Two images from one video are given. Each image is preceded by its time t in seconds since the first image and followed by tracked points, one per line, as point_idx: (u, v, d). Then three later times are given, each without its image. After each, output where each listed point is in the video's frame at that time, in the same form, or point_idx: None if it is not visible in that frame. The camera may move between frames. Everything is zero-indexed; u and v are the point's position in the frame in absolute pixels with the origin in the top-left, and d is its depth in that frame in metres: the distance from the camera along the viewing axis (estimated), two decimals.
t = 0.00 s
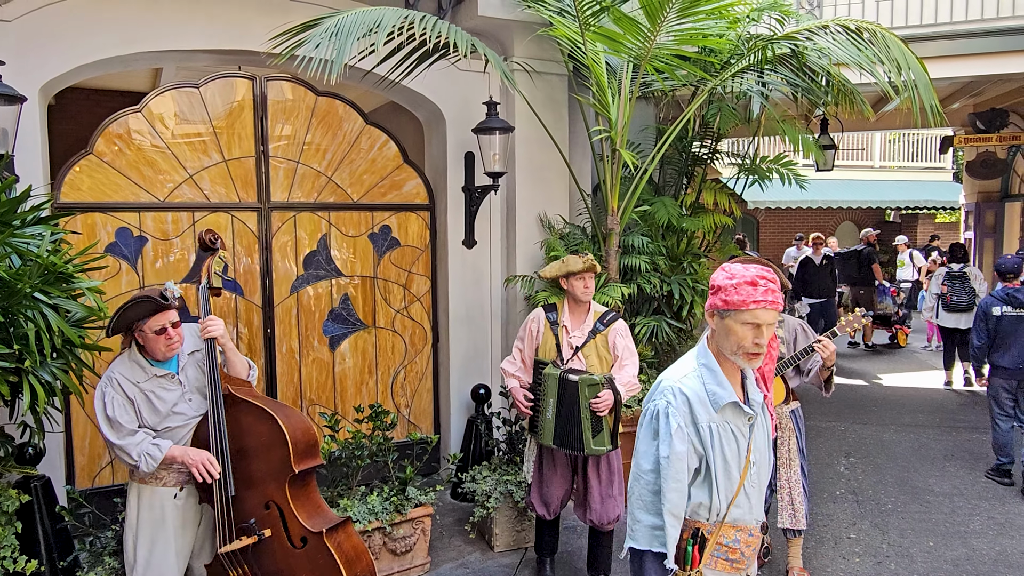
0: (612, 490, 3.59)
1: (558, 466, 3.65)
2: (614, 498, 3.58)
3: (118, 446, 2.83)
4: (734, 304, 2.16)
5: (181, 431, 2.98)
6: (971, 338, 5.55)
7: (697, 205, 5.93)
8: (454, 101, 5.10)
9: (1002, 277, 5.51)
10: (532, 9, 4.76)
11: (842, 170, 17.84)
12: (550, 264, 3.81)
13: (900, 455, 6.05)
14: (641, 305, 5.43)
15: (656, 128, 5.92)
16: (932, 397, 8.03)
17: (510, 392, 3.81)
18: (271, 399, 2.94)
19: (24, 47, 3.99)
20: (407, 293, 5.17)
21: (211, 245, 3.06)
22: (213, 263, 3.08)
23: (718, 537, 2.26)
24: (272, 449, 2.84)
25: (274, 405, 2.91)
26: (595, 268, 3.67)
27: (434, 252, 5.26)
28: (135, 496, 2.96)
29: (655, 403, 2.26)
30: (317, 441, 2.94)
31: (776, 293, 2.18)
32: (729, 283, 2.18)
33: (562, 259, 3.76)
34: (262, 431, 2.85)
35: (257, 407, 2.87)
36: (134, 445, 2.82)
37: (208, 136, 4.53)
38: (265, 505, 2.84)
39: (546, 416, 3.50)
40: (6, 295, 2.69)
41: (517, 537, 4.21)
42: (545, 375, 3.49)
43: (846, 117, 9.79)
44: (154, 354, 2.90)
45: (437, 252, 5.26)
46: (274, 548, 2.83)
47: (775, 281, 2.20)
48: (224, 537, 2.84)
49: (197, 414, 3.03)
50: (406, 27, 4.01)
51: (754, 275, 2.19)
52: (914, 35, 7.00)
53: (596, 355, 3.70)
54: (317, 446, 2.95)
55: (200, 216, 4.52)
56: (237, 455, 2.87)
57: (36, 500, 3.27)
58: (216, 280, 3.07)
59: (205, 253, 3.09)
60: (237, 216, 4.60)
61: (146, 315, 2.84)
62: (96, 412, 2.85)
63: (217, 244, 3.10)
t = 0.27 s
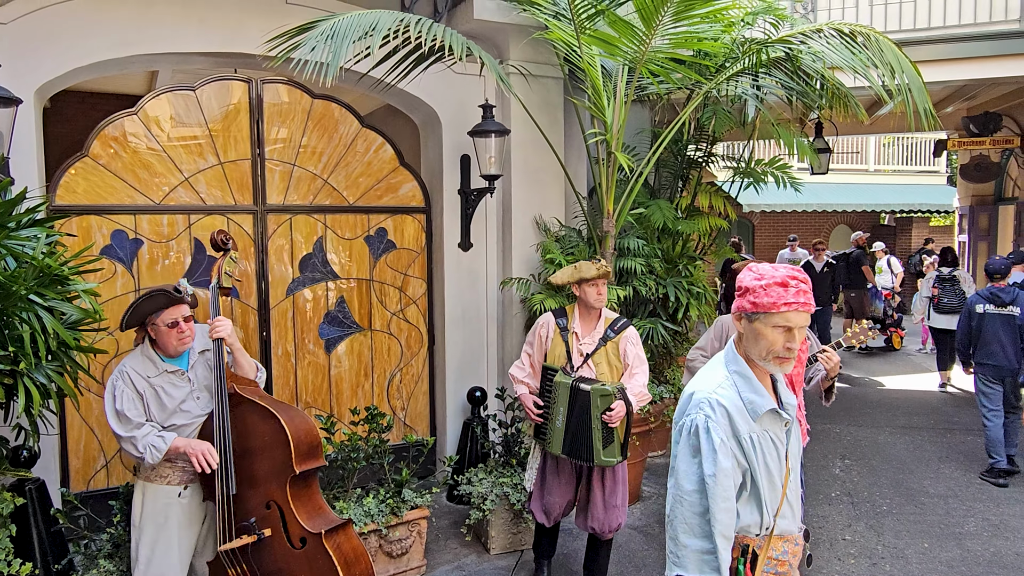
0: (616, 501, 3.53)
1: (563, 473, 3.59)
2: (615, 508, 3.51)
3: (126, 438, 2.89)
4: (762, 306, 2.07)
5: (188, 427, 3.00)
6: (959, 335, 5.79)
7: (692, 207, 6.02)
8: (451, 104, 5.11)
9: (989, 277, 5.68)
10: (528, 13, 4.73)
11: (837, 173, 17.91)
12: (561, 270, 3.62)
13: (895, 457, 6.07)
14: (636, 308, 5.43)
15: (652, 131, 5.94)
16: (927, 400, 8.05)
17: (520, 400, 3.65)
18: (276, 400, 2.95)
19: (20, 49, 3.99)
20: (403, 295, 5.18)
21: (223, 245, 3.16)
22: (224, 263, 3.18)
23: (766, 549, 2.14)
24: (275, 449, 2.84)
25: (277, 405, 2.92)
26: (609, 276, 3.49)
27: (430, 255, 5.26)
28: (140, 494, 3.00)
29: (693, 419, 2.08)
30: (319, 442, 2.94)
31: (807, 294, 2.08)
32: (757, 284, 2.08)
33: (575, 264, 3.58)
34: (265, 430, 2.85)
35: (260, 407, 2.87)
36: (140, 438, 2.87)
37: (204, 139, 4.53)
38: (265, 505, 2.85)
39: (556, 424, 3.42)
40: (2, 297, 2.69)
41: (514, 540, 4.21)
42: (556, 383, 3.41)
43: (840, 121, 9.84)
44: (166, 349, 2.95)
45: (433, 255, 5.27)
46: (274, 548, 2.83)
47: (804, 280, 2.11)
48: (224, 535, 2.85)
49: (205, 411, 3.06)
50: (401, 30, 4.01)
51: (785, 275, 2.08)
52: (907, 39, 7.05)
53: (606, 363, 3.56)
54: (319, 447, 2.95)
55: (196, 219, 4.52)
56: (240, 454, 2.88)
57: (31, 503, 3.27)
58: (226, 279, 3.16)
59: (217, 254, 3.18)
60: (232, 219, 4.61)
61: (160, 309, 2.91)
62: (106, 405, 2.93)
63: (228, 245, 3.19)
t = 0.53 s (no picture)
0: (615, 503, 3.54)
1: (562, 475, 3.55)
2: (614, 511, 3.53)
3: (129, 436, 2.87)
4: (796, 305, 2.02)
5: (189, 429, 3.02)
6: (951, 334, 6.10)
7: (688, 210, 6.05)
8: (447, 107, 5.12)
9: (980, 279, 5.94)
10: (523, 16, 4.75)
11: (832, 176, 17.97)
12: (566, 270, 3.64)
13: (891, 459, 6.09)
14: (632, 310, 5.44)
15: (647, 134, 5.96)
16: (922, 402, 8.08)
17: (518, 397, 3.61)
18: (278, 401, 2.95)
19: (16, 52, 3.99)
20: (399, 298, 5.18)
21: (226, 248, 3.15)
22: (227, 265, 3.18)
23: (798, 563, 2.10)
24: (276, 449, 2.84)
25: (278, 405, 2.92)
26: (613, 274, 3.53)
27: (426, 258, 5.27)
28: (139, 496, 2.99)
29: (730, 434, 1.99)
30: (319, 443, 2.94)
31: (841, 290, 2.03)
32: (788, 284, 2.05)
33: (579, 264, 3.59)
34: (266, 431, 2.85)
35: (261, 407, 2.87)
36: (142, 437, 2.85)
37: (199, 142, 4.53)
38: (265, 505, 2.85)
39: (558, 424, 3.40)
40: None
41: (510, 542, 4.21)
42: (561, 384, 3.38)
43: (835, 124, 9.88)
44: (171, 351, 2.97)
45: (429, 258, 5.27)
46: (273, 548, 2.83)
47: (837, 278, 2.06)
48: (222, 534, 2.84)
49: (205, 412, 3.07)
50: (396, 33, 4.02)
51: (816, 274, 2.06)
52: (901, 43, 7.09)
53: (610, 364, 3.56)
54: (319, 448, 2.95)
55: (192, 221, 4.52)
56: (241, 454, 2.88)
57: (26, 506, 3.25)
58: (228, 282, 3.17)
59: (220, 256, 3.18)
60: (228, 221, 4.61)
61: (165, 310, 2.91)
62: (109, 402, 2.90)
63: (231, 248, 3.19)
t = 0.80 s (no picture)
0: (613, 509, 3.54)
1: (560, 483, 3.50)
2: (611, 517, 3.53)
3: (122, 439, 2.88)
4: (823, 313, 1.94)
5: (184, 430, 3.01)
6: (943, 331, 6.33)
7: (684, 212, 6.06)
8: (443, 109, 5.13)
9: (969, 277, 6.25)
10: (519, 19, 4.78)
11: (828, 179, 18.03)
12: (563, 274, 3.62)
13: (887, 461, 6.10)
14: (628, 312, 5.44)
15: (643, 137, 5.97)
16: (917, 404, 8.10)
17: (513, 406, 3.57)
18: (273, 405, 2.94)
19: (11, 54, 3.99)
20: (396, 300, 5.18)
21: (221, 250, 3.16)
22: (221, 268, 3.18)
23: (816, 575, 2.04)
24: (270, 452, 2.84)
25: (273, 409, 2.91)
26: (611, 284, 3.52)
27: (422, 261, 5.27)
28: (133, 498, 2.99)
29: (752, 446, 1.91)
30: (315, 446, 2.93)
31: (869, 298, 1.95)
32: (815, 290, 1.97)
33: (576, 270, 3.57)
34: (261, 434, 2.85)
35: (257, 410, 2.87)
36: (135, 440, 2.85)
37: (196, 145, 4.53)
38: (260, 508, 2.84)
39: (559, 430, 3.39)
40: None
41: (506, 545, 4.21)
42: (563, 390, 3.37)
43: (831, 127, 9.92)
44: (165, 352, 2.96)
45: (425, 260, 5.27)
46: (268, 551, 2.82)
47: (864, 285, 1.99)
48: (216, 538, 2.84)
49: (201, 414, 3.06)
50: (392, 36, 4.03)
51: (843, 280, 1.97)
52: (896, 46, 7.12)
53: (605, 369, 3.57)
54: (315, 451, 2.94)
55: (188, 224, 4.51)
56: (236, 458, 2.87)
57: (20, 509, 3.23)
58: (223, 284, 3.17)
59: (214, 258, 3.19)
60: (224, 223, 4.60)
61: (162, 311, 2.91)
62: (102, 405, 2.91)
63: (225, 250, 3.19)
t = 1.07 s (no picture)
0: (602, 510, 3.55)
1: (550, 490, 3.46)
2: (602, 518, 3.53)
3: (110, 444, 2.85)
4: (843, 317, 1.94)
5: (173, 436, 2.99)
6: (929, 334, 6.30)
7: (680, 214, 6.06)
8: (440, 111, 5.13)
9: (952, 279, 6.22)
10: (516, 21, 4.83)
11: (824, 181, 18.08)
12: (544, 274, 3.61)
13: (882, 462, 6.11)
14: (625, 314, 5.44)
15: (640, 139, 5.98)
16: (913, 405, 8.12)
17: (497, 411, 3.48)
18: (264, 408, 2.93)
19: (6, 56, 3.98)
20: (392, 302, 5.18)
21: (207, 254, 3.14)
22: (208, 272, 3.15)
23: None
24: (262, 455, 2.83)
25: (265, 412, 2.91)
26: (595, 282, 3.54)
27: (419, 263, 5.26)
28: (122, 503, 2.97)
29: (765, 448, 1.92)
30: (307, 448, 2.94)
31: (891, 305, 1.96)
32: (835, 294, 1.98)
33: (559, 269, 3.57)
34: (254, 437, 2.85)
35: (248, 413, 2.86)
36: (123, 446, 2.82)
37: (192, 147, 4.52)
38: (253, 512, 2.84)
39: (555, 435, 3.33)
40: None
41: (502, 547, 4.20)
42: (556, 393, 3.32)
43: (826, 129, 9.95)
44: (153, 357, 2.94)
45: (422, 262, 5.27)
46: (261, 555, 2.82)
47: (885, 290, 2.00)
48: (209, 543, 2.84)
49: (189, 419, 3.04)
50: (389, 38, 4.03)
51: (864, 284, 1.99)
52: (891, 49, 7.15)
53: (588, 370, 3.58)
54: (307, 453, 2.94)
55: (184, 226, 4.51)
56: (228, 462, 2.87)
57: (14, 512, 3.23)
58: (209, 288, 3.13)
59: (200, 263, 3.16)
60: (221, 225, 4.59)
61: (148, 315, 2.90)
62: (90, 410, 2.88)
63: (211, 254, 3.17)
